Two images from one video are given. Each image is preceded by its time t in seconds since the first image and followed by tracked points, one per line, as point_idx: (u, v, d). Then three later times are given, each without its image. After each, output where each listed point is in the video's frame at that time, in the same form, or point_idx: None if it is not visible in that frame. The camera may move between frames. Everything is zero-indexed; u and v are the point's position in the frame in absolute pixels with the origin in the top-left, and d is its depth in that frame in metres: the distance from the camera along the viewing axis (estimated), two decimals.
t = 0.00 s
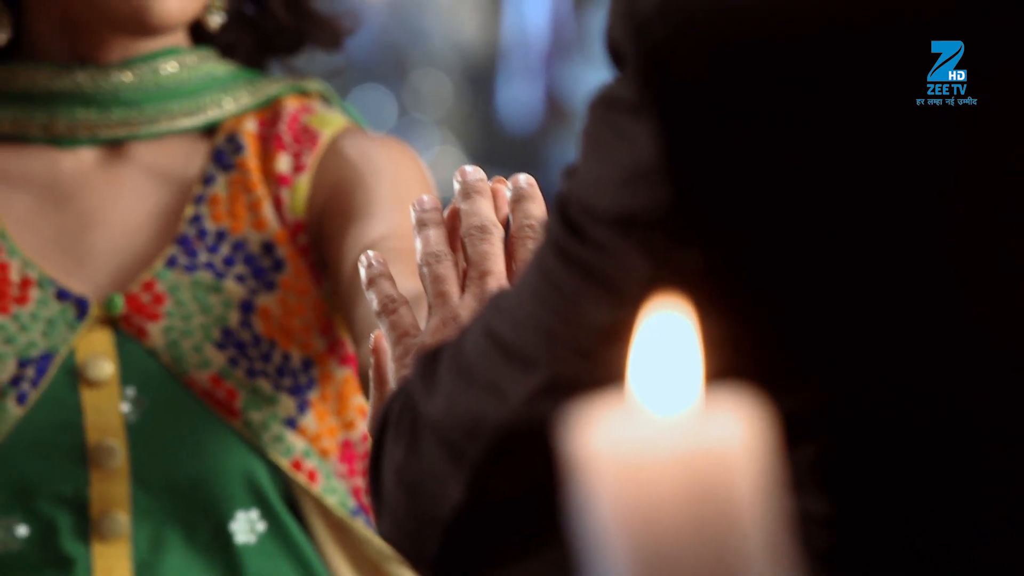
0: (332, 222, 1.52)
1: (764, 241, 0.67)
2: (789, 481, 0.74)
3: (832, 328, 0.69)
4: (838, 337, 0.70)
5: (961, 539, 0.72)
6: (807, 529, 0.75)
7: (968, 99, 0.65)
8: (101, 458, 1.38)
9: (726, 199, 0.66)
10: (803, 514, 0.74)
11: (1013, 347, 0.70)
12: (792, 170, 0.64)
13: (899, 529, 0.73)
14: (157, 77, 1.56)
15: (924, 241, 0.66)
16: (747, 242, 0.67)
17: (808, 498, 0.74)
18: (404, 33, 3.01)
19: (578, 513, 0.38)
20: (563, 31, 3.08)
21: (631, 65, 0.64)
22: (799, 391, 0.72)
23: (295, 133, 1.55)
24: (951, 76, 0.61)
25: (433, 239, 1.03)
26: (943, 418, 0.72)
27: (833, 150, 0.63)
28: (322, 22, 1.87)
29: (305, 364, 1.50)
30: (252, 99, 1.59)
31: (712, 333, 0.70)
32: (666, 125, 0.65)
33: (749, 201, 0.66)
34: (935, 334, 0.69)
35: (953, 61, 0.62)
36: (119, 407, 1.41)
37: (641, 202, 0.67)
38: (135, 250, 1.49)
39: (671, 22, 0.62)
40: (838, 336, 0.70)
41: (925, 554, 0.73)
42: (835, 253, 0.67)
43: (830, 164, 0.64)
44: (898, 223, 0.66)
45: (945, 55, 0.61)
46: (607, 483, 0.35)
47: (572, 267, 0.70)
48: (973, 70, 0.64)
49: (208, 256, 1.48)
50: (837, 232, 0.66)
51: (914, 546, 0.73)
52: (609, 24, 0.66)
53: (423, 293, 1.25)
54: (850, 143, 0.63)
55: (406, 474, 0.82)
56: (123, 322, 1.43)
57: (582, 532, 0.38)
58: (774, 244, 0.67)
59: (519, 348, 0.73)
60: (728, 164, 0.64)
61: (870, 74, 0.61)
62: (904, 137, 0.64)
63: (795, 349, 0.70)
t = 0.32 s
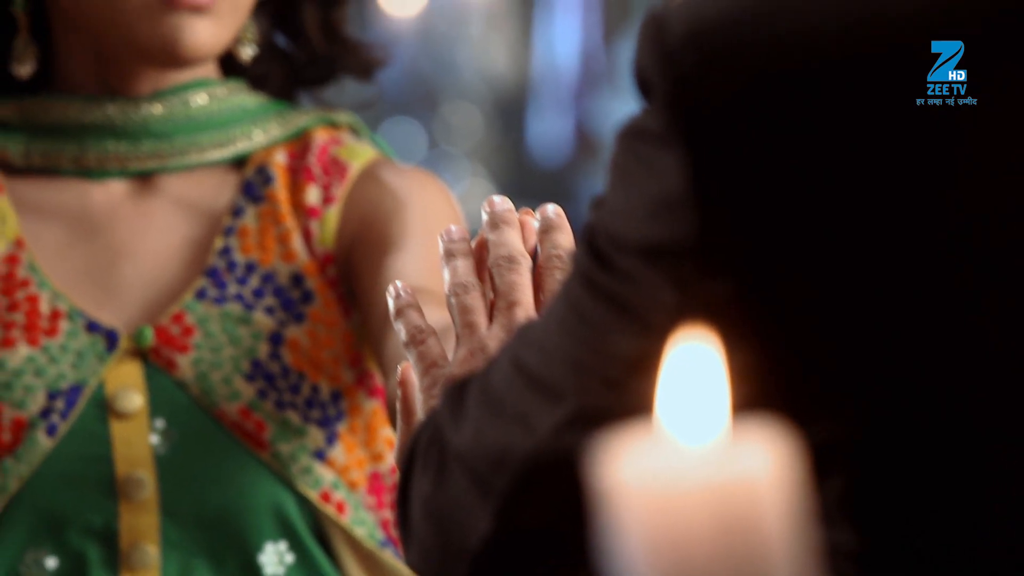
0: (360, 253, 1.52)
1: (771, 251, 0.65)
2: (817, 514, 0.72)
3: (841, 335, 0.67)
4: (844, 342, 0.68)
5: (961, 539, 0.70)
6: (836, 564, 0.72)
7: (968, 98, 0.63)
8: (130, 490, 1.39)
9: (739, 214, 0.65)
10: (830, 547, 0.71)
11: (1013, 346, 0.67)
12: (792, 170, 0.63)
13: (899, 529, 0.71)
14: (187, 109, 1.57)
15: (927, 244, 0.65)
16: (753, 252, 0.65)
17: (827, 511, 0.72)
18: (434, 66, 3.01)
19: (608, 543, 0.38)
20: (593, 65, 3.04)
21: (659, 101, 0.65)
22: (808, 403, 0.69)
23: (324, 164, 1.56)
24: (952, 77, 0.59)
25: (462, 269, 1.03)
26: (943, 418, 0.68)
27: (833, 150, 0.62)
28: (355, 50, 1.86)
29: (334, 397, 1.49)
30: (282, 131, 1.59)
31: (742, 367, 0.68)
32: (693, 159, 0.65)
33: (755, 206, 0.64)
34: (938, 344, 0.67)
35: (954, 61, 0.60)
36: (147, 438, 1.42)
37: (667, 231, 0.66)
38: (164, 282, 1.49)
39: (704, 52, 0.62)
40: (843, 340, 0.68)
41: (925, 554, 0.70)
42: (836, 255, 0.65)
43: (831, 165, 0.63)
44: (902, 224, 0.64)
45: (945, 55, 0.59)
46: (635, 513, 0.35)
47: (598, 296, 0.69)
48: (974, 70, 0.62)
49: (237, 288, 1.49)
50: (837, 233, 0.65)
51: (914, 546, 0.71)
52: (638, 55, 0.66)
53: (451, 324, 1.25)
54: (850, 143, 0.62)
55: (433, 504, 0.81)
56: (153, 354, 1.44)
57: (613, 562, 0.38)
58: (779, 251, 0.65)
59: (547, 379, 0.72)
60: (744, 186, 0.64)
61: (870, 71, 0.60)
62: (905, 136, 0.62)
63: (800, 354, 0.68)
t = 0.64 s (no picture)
0: (388, 291, 1.52)
1: (784, 268, 0.68)
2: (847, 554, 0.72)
3: (844, 342, 0.69)
4: (850, 352, 0.69)
5: (960, 539, 0.72)
6: None
7: (968, 99, 0.66)
8: (159, 527, 1.40)
9: (756, 232, 0.67)
10: None
11: (1013, 346, 0.69)
12: (799, 183, 0.66)
13: (899, 530, 0.72)
14: (216, 146, 1.58)
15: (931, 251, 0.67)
16: (766, 268, 0.68)
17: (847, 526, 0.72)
18: (463, 102, 2.95)
19: None
20: (622, 102, 3.05)
21: (689, 137, 0.68)
22: (819, 419, 0.69)
23: (353, 202, 1.56)
24: (952, 77, 0.62)
25: (489, 305, 1.02)
26: (943, 417, 0.70)
27: (837, 161, 0.65)
28: (393, 82, 1.89)
29: (362, 434, 1.50)
30: (310, 169, 1.60)
31: (771, 404, 0.69)
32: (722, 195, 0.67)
33: (764, 222, 0.67)
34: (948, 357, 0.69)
35: (954, 61, 0.64)
36: (176, 476, 1.42)
37: (696, 268, 0.68)
38: (193, 319, 1.50)
39: (735, 90, 0.65)
40: (846, 342, 0.69)
41: (926, 554, 0.73)
42: (840, 264, 0.68)
43: (831, 172, 0.66)
44: (904, 230, 0.67)
45: (945, 56, 0.63)
46: (662, 552, 0.35)
47: (625, 333, 0.70)
48: (973, 71, 0.65)
49: (265, 325, 1.49)
50: (837, 240, 0.67)
51: (914, 547, 0.73)
52: (665, 95, 0.69)
53: (480, 361, 1.24)
54: (853, 155, 0.65)
55: (460, 541, 0.78)
56: (181, 392, 1.44)
57: None
58: (788, 265, 0.68)
59: (573, 416, 0.72)
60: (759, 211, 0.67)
61: (870, 93, 0.64)
62: (904, 136, 0.65)
63: (807, 359, 0.69)
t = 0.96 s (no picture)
0: (417, 330, 1.51)
1: (815, 305, 0.68)
2: None
3: (874, 378, 0.69)
4: (880, 391, 0.69)
5: (960, 539, 0.73)
6: None
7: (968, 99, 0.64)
8: (187, 568, 1.40)
9: (783, 272, 0.67)
10: None
11: (1012, 345, 0.68)
12: (828, 220, 0.66)
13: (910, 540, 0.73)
14: (246, 186, 1.59)
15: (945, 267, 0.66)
16: (788, 304, 0.68)
17: (876, 566, 0.74)
18: (495, 145, 2.89)
19: None
20: (653, 143, 3.06)
21: (717, 176, 0.67)
22: (855, 457, 0.71)
23: (382, 242, 1.57)
24: (951, 77, 0.62)
25: (517, 343, 1.01)
26: (943, 418, 0.70)
27: (870, 196, 0.64)
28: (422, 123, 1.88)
29: (391, 474, 1.49)
30: (339, 209, 1.61)
31: (801, 444, 0.70)
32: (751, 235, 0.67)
33: (790, 258, 0.67)
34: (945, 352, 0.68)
35: (953, 60, 0.62)
36: (204, 515, 1.43)
37: (724, 305, 0.68)
38: (222, 359, 1.50)
39: (759, 127, 0.64)
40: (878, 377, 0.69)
41: (926, 555, 0.73)
42: (866, 301, 0.68)
43: (860, 209, 0.65)
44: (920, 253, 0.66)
45: (944, 55, 0.63)
46: None
47: (653, 371, 0.69)
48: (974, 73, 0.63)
49: (294, 365, 1.50)
50: (866, 275, 0.67)
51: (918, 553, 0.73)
52: (694, 133, 0.69)
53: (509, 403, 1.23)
54: (886, 189, 0.64)
55: None
56: (210, 431, 1.44)
57: None
58: (813, 302, 0.68)
59: (601, 454, 0.71)
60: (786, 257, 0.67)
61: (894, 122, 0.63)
62: (906, 158, 0.63)
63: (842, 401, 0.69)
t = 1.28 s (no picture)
0: (447, 370, 1.52)
1: (833, 338, 0.64)
2: None
3: (893, 411, 0.65)
4: (899, 422, 0.66)
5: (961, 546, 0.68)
6: None
7: (968, 100, 0.62)
8: None
9: (807, 309, 0.64)
10: None
11: (1013, 352, 0.64)
12: (848, 250, 0.62)
13: None
14: (276, 225, 1.60)
15: (958, 288, 0.62)
16: (808, 335, 0.64)
17: None
18: (525, 186, 2.86)
19: None
20: (684, 183, 2.83)
21: (744, 212, 0.65)
22: (872, 491, 0.67)
23: (412, 280, 1.57)
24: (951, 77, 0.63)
25: (546, 383, 1.01)
26: (949, 434, 0.66)
27: (889, 229, 0.62)
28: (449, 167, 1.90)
29: (421, 513, 1.49)
30: (368, 248, 1.62)
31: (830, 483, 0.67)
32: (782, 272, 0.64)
33: (812, 287, 0.64)
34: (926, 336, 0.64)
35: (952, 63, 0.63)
36: (234, 554, 1.42)
37: (751, 343, 0.66)
38: (252, 398, 1.51)
39: (790, 166, 0.62)
40: (897, 407, 0.65)
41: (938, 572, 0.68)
42: (882, 335, 0.64)
43: (877, 238, 0.62)
44: (930, 270, 0.62)
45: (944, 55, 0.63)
46: None
47: (680, 409, 0.68)
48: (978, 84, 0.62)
49: (324, 404, 1.50)
50: (883, 307, 0.63)
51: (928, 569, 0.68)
52: (722, 168, 0.67)
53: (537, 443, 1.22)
54: (904, 222, 0.62)
55: None
56: (240, 470, 1.44)
57: None
58: (834, 331, 0.64)
59: (630, 492, 0.70)
60: (810, 294, 0.64)
61: (916, 161, 0.61)
62: (927, 195, 0.61)
63: (862, 433, 0.66)
